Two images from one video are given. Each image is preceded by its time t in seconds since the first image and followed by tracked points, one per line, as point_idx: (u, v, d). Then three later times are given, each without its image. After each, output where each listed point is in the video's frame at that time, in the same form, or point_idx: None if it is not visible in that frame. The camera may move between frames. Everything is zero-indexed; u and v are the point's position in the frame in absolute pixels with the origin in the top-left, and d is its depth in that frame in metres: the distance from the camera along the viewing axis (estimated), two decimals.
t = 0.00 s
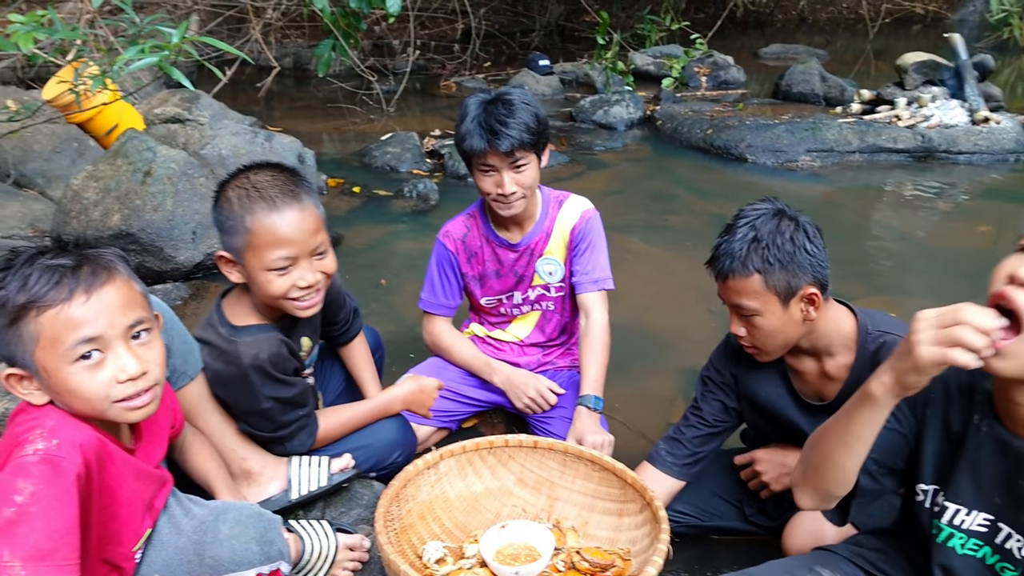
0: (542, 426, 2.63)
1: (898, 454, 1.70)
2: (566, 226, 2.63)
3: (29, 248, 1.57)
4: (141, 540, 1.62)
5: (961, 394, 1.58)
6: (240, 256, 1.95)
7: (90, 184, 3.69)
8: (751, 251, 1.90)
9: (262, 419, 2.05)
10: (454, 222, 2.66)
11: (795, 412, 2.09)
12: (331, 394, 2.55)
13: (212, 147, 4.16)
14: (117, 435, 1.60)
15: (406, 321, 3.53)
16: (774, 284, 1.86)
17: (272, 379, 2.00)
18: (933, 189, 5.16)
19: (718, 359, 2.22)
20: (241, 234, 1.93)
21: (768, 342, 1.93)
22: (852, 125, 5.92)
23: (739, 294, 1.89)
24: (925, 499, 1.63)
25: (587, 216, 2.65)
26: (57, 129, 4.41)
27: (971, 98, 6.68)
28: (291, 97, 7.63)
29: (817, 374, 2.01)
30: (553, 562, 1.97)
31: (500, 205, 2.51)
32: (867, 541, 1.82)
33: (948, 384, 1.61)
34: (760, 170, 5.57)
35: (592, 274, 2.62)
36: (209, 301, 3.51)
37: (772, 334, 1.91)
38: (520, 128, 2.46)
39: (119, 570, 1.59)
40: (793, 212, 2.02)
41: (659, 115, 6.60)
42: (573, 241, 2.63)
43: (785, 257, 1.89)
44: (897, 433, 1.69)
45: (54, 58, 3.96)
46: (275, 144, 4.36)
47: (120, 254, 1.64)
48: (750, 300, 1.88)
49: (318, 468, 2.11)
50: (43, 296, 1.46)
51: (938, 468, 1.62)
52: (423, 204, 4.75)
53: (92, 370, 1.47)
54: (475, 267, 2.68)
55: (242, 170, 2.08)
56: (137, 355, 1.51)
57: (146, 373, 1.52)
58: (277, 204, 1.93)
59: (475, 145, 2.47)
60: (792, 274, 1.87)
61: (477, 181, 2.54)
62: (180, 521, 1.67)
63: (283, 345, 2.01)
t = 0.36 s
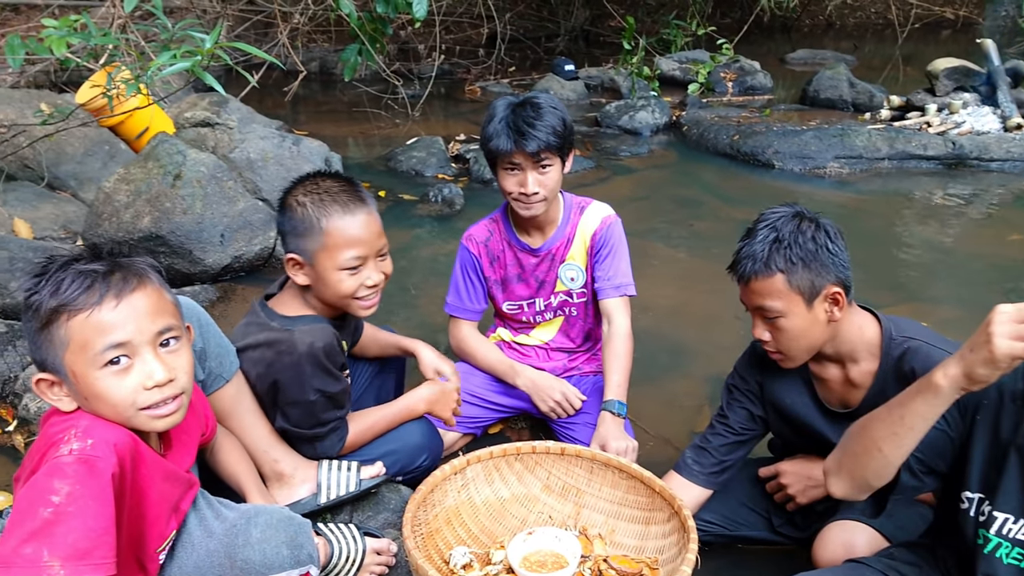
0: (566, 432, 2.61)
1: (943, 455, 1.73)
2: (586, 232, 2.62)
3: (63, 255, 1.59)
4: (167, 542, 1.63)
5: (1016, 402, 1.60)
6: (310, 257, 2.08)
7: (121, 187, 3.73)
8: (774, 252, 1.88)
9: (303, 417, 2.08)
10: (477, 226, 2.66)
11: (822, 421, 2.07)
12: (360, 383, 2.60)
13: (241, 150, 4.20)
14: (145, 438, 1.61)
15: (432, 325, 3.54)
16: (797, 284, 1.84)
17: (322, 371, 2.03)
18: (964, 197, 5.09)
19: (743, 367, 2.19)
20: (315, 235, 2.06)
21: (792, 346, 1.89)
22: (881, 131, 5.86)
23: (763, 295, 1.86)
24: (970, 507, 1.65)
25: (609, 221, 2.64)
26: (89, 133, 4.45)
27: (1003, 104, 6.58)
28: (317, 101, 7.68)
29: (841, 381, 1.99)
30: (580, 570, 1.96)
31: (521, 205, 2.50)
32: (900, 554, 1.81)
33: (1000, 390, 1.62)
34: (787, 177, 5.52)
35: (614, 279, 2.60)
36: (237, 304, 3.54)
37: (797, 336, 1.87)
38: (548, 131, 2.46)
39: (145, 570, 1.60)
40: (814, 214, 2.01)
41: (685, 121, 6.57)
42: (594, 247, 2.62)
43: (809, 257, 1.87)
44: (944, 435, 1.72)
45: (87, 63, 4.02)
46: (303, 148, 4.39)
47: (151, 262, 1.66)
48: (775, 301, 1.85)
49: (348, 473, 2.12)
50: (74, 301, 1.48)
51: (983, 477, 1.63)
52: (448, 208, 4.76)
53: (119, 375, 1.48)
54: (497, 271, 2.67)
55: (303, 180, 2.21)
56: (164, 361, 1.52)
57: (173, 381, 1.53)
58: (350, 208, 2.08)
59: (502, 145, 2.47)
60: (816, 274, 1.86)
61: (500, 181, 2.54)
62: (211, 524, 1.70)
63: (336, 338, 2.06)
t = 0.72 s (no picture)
0: (583, 437, 2.61)
1: (957, 476, 1.63)
2: (605, 233, 2.62)
3: (94, 256, 1.61)
4: (189, 541, 1.65)
5: None
6: (348, 257, 2.11)
7: (143, 188, 3.76)
8: (831, 224, 1.91)
9: (324, 411, 2.11)
10: (495, 227, 2.67)
11: (837, 426, 2.04)
12: (380, 381, 2.63)
13: (261, 152, 4.23)
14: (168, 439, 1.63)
15: (449, 327, 3.55)
16: (858, 252, 1.89)
17: (347, 364, 2.06)
18: (986, 202, 5.03)
19: (760, 373, 2.17)
20: (354, 233, 2.10)
21: (853, 321, 1.87)
22: (902, 135, 5.81)
23: (827, 263, 1.85)
24: (998, 525, 1.55)
25: (626, 223, 2.63)
26: (111, 135, 4.49)
27: None
28: (336, 104, 7.72)
29: (859, 387, 1.98)
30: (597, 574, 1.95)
31: (539, 203, 2.51)
32: (921, 562, 1.75)
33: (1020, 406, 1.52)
34: (806, 181, 5.49)
35: (632, 281, 2.59)
36: (256, 305, 3.56)
37: (858, 309, 1.87)
38: (569, 130, 2.47)
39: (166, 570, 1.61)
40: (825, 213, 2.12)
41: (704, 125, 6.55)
42: (612, 248, 2.61)
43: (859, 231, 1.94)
44: (958, 457, 1.61)
45: (110, 66, 4.07)
46: (322, 150, 4.40)
47: (179, 265, 1.68)
48: (843, 268, 1.86)
49: (365, 473, 2.13)
50: (105, 302, 1.50)
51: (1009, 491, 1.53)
52: (466, 211, 4.77)
53: (145, 378, 1.49)
54: (515, 272, 2.68)
55: (328, 184, 2.26)
56: (189, 367, 1.53)
57: (197, 386, 1.54)
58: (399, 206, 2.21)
59: (523, 144, 2.48)
60: (863, 253, 1.92)
61: (519, 180, 2.54)
62: (230, 523, 1.71)
63: (361, 331, 2.08)
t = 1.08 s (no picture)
0: (594, 438, 2.60)
1: (962, 505, 1.57)
2: (617, 237, 2.62)
3: (105, 254, 1.62)
4: (198, 537, 1.66)
5: None
6: (359, 261, 2.11)
7: (154, 189, 3.78)
8: (876, 207, 1.91)
9: (332, 411, 2.11)
10: (506, 231, 2.67)
11: (850, 425, 2.04)
12: (389, 380, 2.65)
13: (271, 153, 4.25)
14: (178, 436, 1.64)
15: (458, 328, 3.55)
16: (896, 240, 1.90)
17: (356, 364, 2.07)
18: (998, 204, 5.00)
19: (775, 368, 2.15)
20: (367, 239, 2.11)
21: (884, 306, 1.85)
22: (913, 137, 5.78)
23: (865, 242, 1.85)
24: (1018, 544, 1.54)
25: (637, 228, 2.63)
26: (123, 136, 4.52)
27: None
28: (346, 106, 7.74)
29: (871, 386, 1.97)
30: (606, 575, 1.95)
31: (554, 208, 2.50)
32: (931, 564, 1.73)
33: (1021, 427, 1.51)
34: (817, 183, 5.47)
35: (643, 285, 2.59)
36: (266, 305, 3.57)
37: (890, 296, 1.86)
38: (586, 134, 2.48)
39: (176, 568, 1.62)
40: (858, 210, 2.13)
41: (714, 126, 6.54)
42: (624, 252, 2.61)
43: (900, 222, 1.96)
44: (963, 485, 1.57)
45: (123, 67, 4.10)
46: (332, 151, 4.41)
47: (189, 263, 1.69)
48: (881, 251, 1.86)
49: (374, 472, 2.12)
50: (115, 300, 1.50)
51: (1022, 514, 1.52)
52: (476, 212, 4.77)
53: (156, 375, 1.50)
54: (525, 276, 2.68)
55: (341, 188, 2.26)
56: (199, 363, 1.54)
57: (207, 383, 1.54)
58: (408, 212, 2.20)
59: (539, 147, 2.48)
60: (901, 246, 1.92)
61: (534, 185, 2.54)
62: (239, 521, 1.72)
63: (370, 331, 2.10)
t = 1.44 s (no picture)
0: (596, 439, 2.61)
1: (962, 498, 1.58)
2: (619, 237, 2.62)
3: (105, 252, 1.63)
4: (200, 533, 1.67)
5: None
6: (363, 266, 2.12)
7: (158, 189, 3.80)
8: (915, 204, 1.91)
9: (332, 412, 2.12)
10: (507, 228, 2.67)
11: (850, 419, 2.05)
12: (394, 381, 2.67)
13: (274, 153, 4.26)
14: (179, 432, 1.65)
15: (461, 328, 3.56)
16: (925, 241, 1.89)
17: (354, 364, 2.08)
18: (1001, 204, 5.00)
19: (773, 364, 2.15)
20: (373, 244, 2.11)
21: (894, 300, 1.85)
22: (915, 137, 5.79)
23: (892, 234, 1.86)
24: (1013, 541, 1.54)
25: (638, 228, 2.64)
26: (126, 136, 4.54)
27: None
28: (349, 106, 7.76)
29: (870, 378, 1.98)
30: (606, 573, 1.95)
31: (556, 205, 2.50)
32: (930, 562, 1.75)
33: None
34: (820, 183, 5.47)
35: (643, 287, 2.59)
36: (269, 305, 3.58)
37: (903, 293, 1.86)
38: (590, 130, 2.49)
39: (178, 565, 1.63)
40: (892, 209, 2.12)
41: (717, 126, 6.55)
42: (624, 253, 2.62)
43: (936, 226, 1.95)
44: (964, 478, 1.57)
45: (126, 68, 4.11)
46: (335, 151, 4.43)
47: (188, 259, 1.69)
48: (905, 246, 1.86)
49: (376, 470, 2.14)
50: (114, 296, 1.52)
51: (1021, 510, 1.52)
52: (478, 213, 4.78)
53: (155, 369, 1.51)
54: (525, 274, 2.69)
55: (352, 190, 2.28)
56: (198, 357, 1.55)
57: (207, 376, 1.55)
58: (414, 225, 2.19)
59: (542, 142, 2.49)
60: (929, 249, 1.91)
61: (536, 182, 2.55)
62: (242, 518, 1.73)
63: (367, 333, 2.10)
